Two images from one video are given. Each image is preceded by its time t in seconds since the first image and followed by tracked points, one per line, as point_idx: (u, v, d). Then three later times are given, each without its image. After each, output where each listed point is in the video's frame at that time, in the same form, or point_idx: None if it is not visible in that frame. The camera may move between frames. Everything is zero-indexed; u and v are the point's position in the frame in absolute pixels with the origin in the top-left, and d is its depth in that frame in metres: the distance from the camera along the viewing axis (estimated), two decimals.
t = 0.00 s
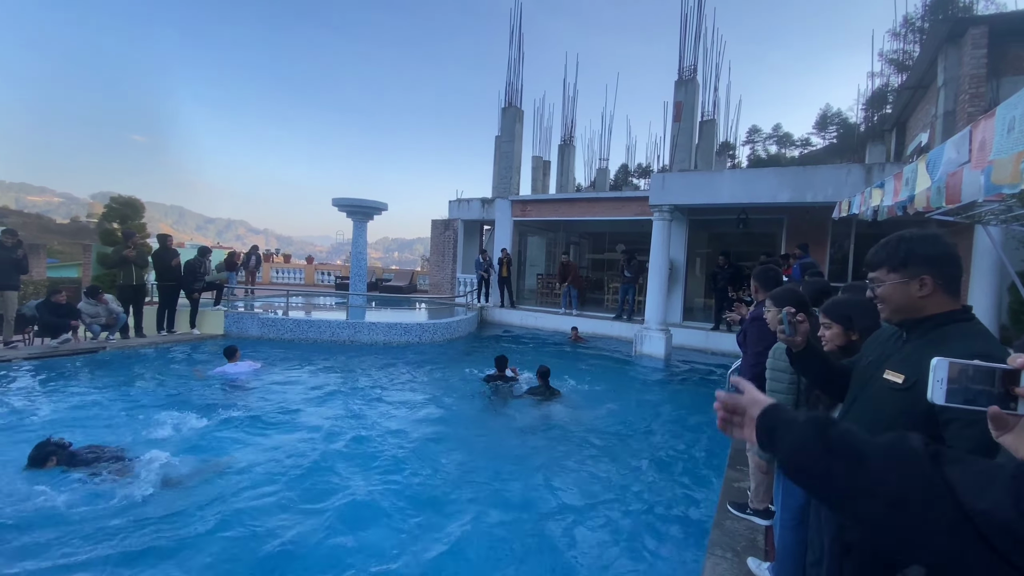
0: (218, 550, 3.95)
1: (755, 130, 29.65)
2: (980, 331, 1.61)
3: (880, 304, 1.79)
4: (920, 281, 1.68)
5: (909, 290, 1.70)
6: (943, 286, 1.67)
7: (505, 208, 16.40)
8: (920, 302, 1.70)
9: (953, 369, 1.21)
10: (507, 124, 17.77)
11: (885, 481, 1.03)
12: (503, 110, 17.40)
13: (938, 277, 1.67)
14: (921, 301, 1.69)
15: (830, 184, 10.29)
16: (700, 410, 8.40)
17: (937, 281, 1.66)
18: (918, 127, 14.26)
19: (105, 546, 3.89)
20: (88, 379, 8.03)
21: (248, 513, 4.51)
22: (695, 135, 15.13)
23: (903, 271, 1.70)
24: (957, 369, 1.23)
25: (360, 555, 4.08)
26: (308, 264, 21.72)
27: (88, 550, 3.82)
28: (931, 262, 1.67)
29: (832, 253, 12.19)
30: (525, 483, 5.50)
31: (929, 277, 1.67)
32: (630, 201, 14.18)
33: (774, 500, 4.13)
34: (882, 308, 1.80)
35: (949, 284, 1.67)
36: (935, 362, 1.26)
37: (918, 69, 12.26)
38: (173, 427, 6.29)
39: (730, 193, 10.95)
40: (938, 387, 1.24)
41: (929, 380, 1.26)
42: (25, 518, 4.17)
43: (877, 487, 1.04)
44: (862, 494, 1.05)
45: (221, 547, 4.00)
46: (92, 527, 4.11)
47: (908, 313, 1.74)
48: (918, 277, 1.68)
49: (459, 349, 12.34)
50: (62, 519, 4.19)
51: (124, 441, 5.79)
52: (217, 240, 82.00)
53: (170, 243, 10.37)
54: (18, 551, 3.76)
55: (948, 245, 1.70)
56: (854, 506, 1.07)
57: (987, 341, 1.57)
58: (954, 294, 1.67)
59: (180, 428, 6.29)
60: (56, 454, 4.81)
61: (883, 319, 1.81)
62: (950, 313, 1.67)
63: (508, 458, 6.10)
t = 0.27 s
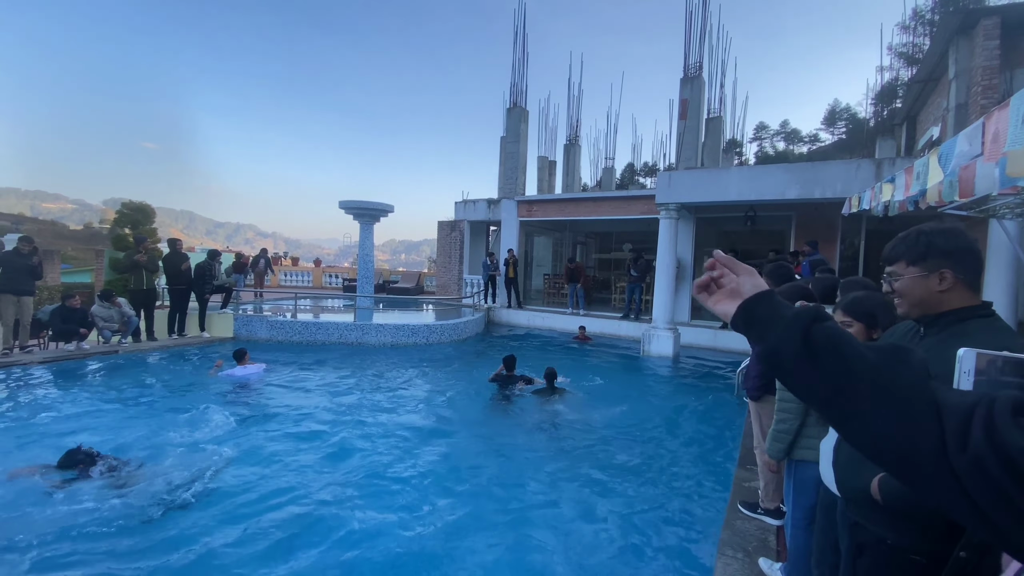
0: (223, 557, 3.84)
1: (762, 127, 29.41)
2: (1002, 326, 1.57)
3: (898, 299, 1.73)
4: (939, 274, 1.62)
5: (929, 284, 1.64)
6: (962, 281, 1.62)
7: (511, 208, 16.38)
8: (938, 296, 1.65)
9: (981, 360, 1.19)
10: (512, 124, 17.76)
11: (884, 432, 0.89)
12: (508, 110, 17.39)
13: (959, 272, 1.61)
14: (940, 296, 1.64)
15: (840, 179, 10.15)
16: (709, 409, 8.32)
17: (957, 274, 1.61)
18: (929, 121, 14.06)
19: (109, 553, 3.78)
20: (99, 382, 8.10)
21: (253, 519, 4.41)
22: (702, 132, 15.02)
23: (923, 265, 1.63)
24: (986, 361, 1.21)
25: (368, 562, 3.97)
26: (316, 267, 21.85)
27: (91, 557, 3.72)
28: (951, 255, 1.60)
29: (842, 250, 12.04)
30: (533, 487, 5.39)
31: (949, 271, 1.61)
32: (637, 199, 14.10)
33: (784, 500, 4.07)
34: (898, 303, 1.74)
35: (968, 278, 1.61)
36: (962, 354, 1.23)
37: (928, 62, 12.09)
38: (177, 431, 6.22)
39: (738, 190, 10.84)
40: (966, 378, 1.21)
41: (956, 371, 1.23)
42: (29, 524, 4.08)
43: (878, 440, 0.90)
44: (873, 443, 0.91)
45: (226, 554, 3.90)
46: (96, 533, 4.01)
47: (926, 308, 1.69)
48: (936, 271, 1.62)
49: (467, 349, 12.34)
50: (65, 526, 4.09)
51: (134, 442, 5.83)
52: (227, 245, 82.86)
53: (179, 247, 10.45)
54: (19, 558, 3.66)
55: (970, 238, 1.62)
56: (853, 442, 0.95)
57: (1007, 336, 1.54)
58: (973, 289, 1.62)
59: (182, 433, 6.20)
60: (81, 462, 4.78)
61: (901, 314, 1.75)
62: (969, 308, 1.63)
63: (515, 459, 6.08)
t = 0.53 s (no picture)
0: (231, 563, 3.80)
1: (767, 121, 29.17)
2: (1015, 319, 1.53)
3: (908, 292, 1.70)
4: (951, 267, 1.60)
5: (939, 277, 1.61)
6: (975, 273, 1.59)
7: (515, 206, 16.34)
8: (950, 289, 1.61)
9: (1014, 353, 1.14)
10: (515, 122, 17.71)
11: None
12: (510, 108, 17.36)
13: (970, 264, 1.58)
14: (951, 289, 1.61)
15: (847, 172, 10.04)
16: (716, 405, 8.27)
17: (969, 267, 1.58)
18: (937, 112, 13.89)
19: (112, 565, 3.68)
20: (108, 384, 8.15)
21: (260, 527, 4.31)
22: (706, 127, 14.91)
23: (934, 257, 1.61)
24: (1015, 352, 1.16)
25: (377, 565, 3.92)
26: (321, 268, 21.91)
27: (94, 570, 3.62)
28: (964, 247, 1.58)
29: (850, 243, 11.92)
30: (542, 489, 5.28)
31: (961, 263, 1.58)
32: (641, 195, 14.02)
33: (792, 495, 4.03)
34: (909, 296, 1.71)
35: (981, 271, 1.58)
36: (993, 345, 1.18)
37: (935, 53, 11.94)
38: (180, 436, 6.12)
39: (743, 184, 10.75)
40: (995, 371, 1.17)
41: (986, 363, 1.18)
42: (29, 535, 3.99)
43: None
44: None
45: (233, 564, 3.80)
46: (99, 545, 3.91)
47: (935, 302, 1.65)
48: (948, 263, 1.59)
49: (472, 348, 12.34)
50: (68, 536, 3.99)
51: (143, 443, 5.87)
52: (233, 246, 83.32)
53: (186, 249, 10.50)
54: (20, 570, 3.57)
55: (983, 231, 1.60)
56: None
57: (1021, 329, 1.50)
58: (983, 282, 1.59)
59: (184, 438, 6.09)
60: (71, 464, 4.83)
61: (910, 307, 1.72)
62: (980, 301, 1.59)
63: (521, 457, 6.06)
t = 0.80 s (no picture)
0: (237, 561, 3.81)
1: (771, 113, 28.94)
2: None
3: (915, 283, 1.66)
4: (959, 257, 1.56)
5: (948, 267, 1.58)
6: (984, 263, 1.55)
7: (518, 201, 16.29)
8: (959, 279, 1.58)
9: None
10: (517, 116, 17.63)
11: None
12: (513, 102, 17.28)
13: (980, 253, 1.55)
14: (959, 279, 1.58)
15: (852, 164, 9.93)
16: (722, 399, 8.23)
17: (978, 256, 1.54)
18: (943, 102, 13.72)
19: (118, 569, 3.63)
20: (114, 382, 8.20)
21: (267, 530, 4.24)
22: (710, 119, 14.79)
23: (942, 247, 1.57)
24: None
25: (382, 561, 3.93)
26: (326, 264, 21.95)
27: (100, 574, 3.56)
28: (973, 236, 1.54)
29: (855, 235, 11.82)
30: (551, 488, 5.20)
31: (969, 253, 1.55)
32: (645, 189, 13.94)
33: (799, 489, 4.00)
34: (916, 287, 1.67)
35: (991, 261, 1.54)
36: None
37: (941, 42, 11.78)
38: (184, 436, 6.10)
39: (748, 177, 10.66)
40: None
41: None
42: (29, 541, 3.90)
43: None
44: None
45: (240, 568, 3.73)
46: (103, 549, 3.85)
47: (943, 293, 1.62)
48: (957, 253, 1.56)
49: (476, 343, 12.34)
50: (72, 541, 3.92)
51: (149, 442, 5.89)
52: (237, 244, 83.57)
53: (190, 247, 10.53)
54: None
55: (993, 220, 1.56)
56: None
57: None
58: (995, 272, 1.55)
59: (189, 439, 6.02)
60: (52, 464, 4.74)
61: (919, 299, 1.68)
62: (990, 291, 1.55)
63: (525, 452, 6.05)
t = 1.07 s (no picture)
0: (240, 554, 3.83)
1: (775, 104, 28.64)
2: None
3: (922, 276, 1.63)
4: (967, 250, 1.53)
5: (956, 260, 1.55)
6: (993, 256, 1.51)
7: (521, 194, 16.21)
8: (967, 272, 1.55)
9: None
10: (520, 108, 17.50)
11: None
12: (515, 94, 17.14)
13: (989, 246, 1.51)
14: (967, 272, 1.54)
15: (858, 154, 9.82)
16: (726, 392, 8.21)
17: (986, 249, 1.51)
18: (950, 91, 13.54)
19: (123, 567, 3.60)
20: (119, 377, 8.23)
21: (273, 526, 4.23)
22: (714, 110, 14.64)
23: (950, 239, 1.54)
24: None
25: (386, 555, 3.94)
26: (328, 259, 21.95)
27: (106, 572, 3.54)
28: (981, 229, 1.51)
29: (861, 227, 11.73)
30: (554, 481, 5.20)
31: (977, 245, 1.52)
32: (648, 181, 13.83)
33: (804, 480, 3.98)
34: (923, 280, 1.65)
35: (999, 254, 1.50)
36: None
37: (949, 30, 11.60)
38: (188, 430, 6.12)
39: (752, 168, 10.56)
40: None
41: None
42: (31, 537, 3.89)
43: None
44: None
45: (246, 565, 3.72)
46: (109, 546, 3.83)
47: (950, 286, 1.59)
48: (964, 246, 1.53)
49: (479, 337, 12.34)
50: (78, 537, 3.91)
51: (153, 436, 5.91)
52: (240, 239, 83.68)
53: (193, 242, 10.53)
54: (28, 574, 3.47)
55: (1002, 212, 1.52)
56: None
57: None
58: (1005, 266, 1.51)
59: (193, 434, 6.02)
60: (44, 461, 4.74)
61: (927, 292, 1.66)
62: (1000, 285, 1.51)
63: (528, 446, 6.05)
